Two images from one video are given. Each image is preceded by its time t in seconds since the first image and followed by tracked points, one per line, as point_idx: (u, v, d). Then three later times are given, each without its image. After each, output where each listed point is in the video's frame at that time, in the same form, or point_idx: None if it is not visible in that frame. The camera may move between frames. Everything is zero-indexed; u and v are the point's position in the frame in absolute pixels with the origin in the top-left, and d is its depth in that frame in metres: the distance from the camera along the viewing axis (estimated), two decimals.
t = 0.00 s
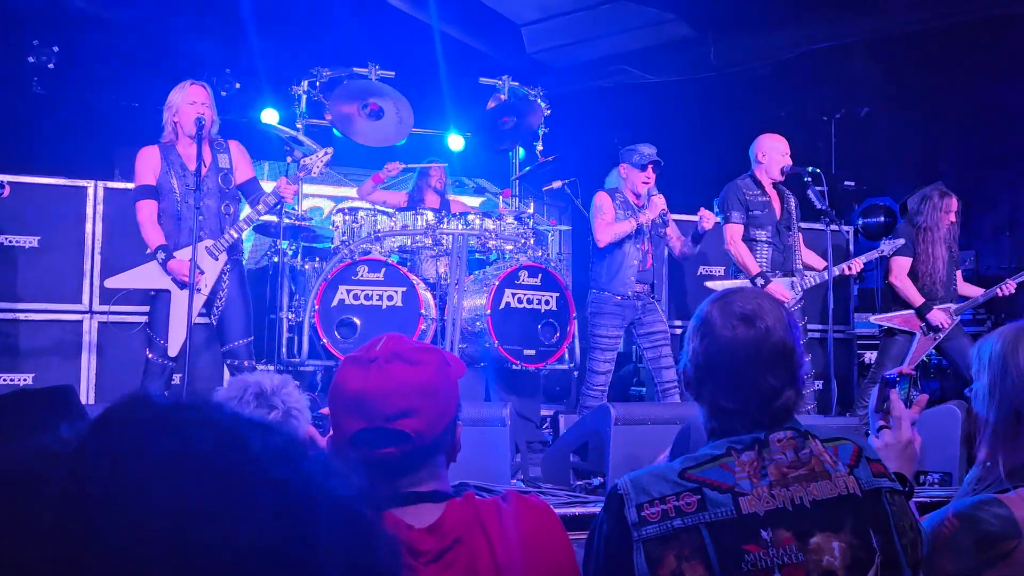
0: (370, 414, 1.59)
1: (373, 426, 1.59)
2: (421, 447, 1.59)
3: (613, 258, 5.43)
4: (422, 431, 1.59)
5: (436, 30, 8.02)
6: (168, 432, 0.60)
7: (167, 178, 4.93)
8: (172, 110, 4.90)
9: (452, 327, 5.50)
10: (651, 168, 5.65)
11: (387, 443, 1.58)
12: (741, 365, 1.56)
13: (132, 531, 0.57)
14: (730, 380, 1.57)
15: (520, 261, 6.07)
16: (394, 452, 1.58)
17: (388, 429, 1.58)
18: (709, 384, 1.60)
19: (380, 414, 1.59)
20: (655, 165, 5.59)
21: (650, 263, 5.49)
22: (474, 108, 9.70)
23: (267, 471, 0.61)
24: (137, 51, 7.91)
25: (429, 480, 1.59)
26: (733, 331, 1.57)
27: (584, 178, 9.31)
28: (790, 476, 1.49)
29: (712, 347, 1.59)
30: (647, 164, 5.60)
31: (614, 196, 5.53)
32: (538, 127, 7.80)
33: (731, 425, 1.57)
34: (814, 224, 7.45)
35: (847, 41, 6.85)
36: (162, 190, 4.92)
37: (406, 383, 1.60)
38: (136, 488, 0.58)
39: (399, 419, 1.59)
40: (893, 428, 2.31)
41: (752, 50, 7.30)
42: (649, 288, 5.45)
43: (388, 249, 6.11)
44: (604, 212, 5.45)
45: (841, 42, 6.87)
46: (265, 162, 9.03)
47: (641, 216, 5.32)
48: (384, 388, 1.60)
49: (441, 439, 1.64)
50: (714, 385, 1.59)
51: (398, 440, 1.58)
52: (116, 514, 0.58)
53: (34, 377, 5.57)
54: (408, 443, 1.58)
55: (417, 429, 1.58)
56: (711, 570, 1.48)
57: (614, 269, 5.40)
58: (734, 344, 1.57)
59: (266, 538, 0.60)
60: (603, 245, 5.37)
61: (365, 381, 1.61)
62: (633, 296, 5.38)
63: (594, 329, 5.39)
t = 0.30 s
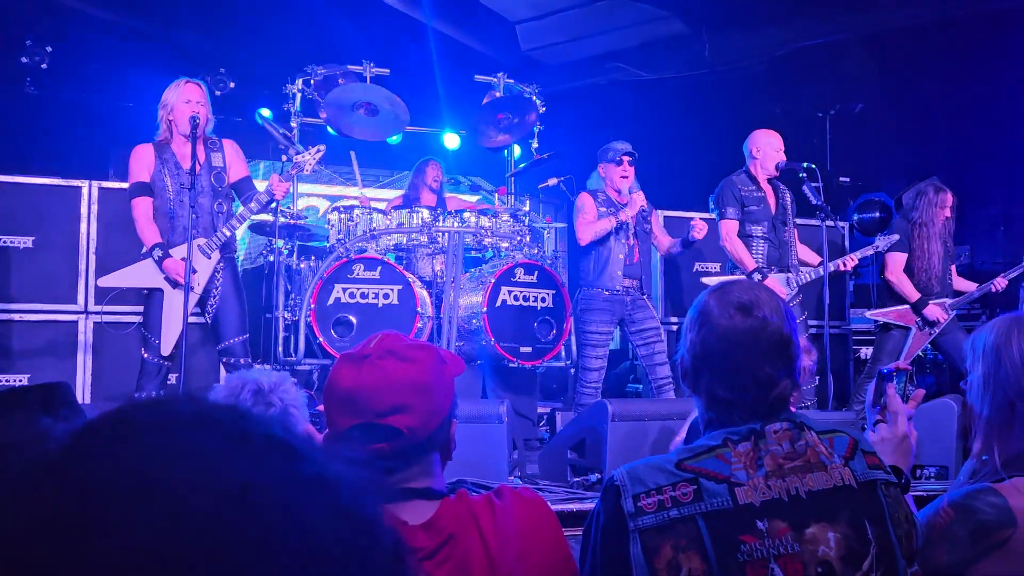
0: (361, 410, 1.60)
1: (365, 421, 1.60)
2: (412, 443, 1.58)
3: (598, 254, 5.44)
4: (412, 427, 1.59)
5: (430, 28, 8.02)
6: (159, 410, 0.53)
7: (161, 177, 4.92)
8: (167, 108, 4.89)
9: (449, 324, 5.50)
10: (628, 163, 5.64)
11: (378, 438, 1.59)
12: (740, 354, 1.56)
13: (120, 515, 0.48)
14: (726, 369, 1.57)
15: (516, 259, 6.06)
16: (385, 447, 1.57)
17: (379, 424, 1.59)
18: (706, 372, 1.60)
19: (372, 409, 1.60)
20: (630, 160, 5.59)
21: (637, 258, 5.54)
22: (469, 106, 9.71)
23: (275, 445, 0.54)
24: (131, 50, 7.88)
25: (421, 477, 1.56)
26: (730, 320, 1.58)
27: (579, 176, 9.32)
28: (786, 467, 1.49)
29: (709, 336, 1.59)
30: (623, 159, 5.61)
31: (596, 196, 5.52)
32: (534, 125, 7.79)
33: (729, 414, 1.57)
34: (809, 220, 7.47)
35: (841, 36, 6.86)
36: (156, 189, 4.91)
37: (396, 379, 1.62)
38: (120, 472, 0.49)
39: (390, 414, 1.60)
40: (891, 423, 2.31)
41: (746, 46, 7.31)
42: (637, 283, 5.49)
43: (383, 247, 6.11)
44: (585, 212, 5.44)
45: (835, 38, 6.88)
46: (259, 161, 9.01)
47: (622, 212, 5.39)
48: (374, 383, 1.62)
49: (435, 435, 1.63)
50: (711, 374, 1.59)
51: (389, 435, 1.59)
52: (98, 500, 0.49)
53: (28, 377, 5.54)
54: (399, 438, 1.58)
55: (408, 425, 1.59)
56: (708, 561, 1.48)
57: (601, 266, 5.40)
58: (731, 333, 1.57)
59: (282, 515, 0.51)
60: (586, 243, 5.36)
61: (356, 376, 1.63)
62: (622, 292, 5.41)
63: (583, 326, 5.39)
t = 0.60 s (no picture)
0: (363, 406, 1.59)
1: (366, 418, 1.59)
2: (413, 442, 1.59)
3: (592, 251, 5.46)
4: (414, 426, 1.59)
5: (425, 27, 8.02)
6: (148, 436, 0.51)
7: (155, 177, 4.92)
8: (162, 107, 4.90)
9: (444, 323, 5.49)
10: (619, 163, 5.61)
11: (379, 436, 1.58)
12: (730, 345, 1.57)
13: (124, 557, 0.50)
14: (717, 360, 1.57)
15: (511, 258, 6.07)
16: (386, 445, 1.58)
17: (381, 422, 1.59)
18: (697, 364, 1.60)
19: (374, 406, 1.59)
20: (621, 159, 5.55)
21: (632, 254, 5.54)
22: (463, 104, 9.71)
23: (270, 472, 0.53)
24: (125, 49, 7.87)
25: (420, 475, 1.60)
26: (721, 312, 1.58)
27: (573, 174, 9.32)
28: (776, 457, 1.50)
29: (700, 329, 1.59)
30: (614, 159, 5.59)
31: (587, 195, 5.55)
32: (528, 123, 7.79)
33: (720, 405, 1.57)
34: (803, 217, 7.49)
35: (835, 34, 6.89)
36: (149, 188, 4.90)
37: (400, 376, 1.61)
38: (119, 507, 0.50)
39: (393, 412, 1.59)
40: (888, 420, 2.33)
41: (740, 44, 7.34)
42: (632, 280, 5.50)
43: (378, 246, 6.11)
44: (578, 209, 5.48)
45: (830, 36, 6.90)
46: (253, 161, 9.00)
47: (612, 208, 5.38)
48: (376, 380, 1.60)
49: (434, 435, 1.64)
50: (702, 366, 1.59)
51: (391, 433, 1.59)
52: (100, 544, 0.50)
53: (22, 379, 5.53)
54: (400, 437, 1.59)
55: (410, 423, 1.59)
56: (699, 551, 1.49)
57: (596, 264, 5.41)
58: (722, 325, 1.57)
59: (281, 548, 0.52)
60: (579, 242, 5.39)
61: (358, 372, 1.61)
62: (617, 289, 5.41)
63: (580, 324, 5.37)
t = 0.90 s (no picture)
0: (363, 407, 1.58)
1: (367, 420, 1.58)
2: (414, 443, 1.59)
3: (587, 251, 5.47)
4: (416, 427, 1.58)
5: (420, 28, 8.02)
6: (130, 443, 0.51)
7: (150, 178, 4.91)
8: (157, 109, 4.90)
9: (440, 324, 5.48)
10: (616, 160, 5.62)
11: (380, 438, 1.58)
12: (727, 343, 1.56)
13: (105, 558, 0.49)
14: (713, 358, 1.57)
15: (507, 258, 6.07)
16: (388, 447, 1.57)
17: (382, 423, 1.58)
18: (693, 362, 1.60)
19: (375, 407, 1.58)
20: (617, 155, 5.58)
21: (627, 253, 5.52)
22: (458, 105, 9.71)
23: (255, 474, 0.53)
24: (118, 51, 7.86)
25: (415, 477, 1.59)
26: (717, 310, 1.58)
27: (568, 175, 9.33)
28: (770, 456, 1.50)
29: (696, 327, 1.58)
30: (610, 157, 5.61)
31: (585, 193, 5.53)
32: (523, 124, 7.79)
33: (714, 403, 1.58)
34: (798, 217, 7.50)
35: (828, 34, 6.91)
36: (143, 190, 4.89)
37: (401, 377, 1.60)
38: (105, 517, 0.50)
39: (394, 413, 1.58)
40: (883, 421, 2.32)
41: (733, 44, 7.36)
42: (627, 280, 5.49)
43: (374, 247, 6.10)
44: (572, 207, 5.44)
45: (824, 35, 6.92)
46: (248, 163, 8.99)
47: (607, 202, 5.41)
48: (377, 380, 1.59)
49: (432, 436, 1.64)
50: (698, 364, 1.59)
51: (392, 435, 1.58)
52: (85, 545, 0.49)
53: (16, 381, 5.52)
54: (402, 438, 1.58)
55: (411, 424, 1.58)
56: (692, 548, 1.48)
57: (590, 262, 5.41)
58: (719, 323, 1.57)
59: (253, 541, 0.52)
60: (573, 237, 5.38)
61: (359, 373, 1.60)
62: (610, 289, 5.40)
63: (574, 325, 5.37)
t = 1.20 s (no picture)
0: (367, 408, 1.57)
1: (369, 420, 1.57)
2: (416, 445, 1.57)
3: (581, 254, 5.46)
4: (418, 428, 1.57)
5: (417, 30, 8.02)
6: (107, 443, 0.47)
7: (149, 184, 4.89)
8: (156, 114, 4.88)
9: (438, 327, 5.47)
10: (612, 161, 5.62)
11: (382, 439, 1.56)
12: (727, 346, 1.55)
13: None
14: (715, 362, 1.56)
15: (505, 260, 6.06)
16: (389, 448, 1.55)
17: (384, 424, 1.56)
18: (694, 366, 1.59)
19: (379, 408, 1.57)
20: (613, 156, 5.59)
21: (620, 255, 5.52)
22: (456, 108, 9.71)
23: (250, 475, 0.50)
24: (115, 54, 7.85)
25: (414, 481, 1.57)
26: (717, 314, 1.56)
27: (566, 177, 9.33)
28: (772, 459, 1.50)
29: (698, 331, 1.57)
30: (607, 157, 5.62)
31: (579, 195, 5.53)
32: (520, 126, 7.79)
33: (715, 407, 1.57)
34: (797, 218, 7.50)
35: (826, 36, 6.90)
36: (142, 195, 4.88)
37: (400, 379, 1.59)
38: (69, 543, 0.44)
39: (395, 414, 1.57)
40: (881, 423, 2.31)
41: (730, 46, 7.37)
42: (621, 282, 5.47)
43: (372, 249, 6.09)
44: (568, 210, 5.47)
45: (822, 37, 6.92)
46: (246, 166, 8.98)
47: (601, 210, 5.34)
48: (378, 381, 1.58)
49: (434, 439, 1.62)
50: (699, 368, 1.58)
51: (394, 436, 1.56)
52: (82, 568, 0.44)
53: (14, 386, 5.50)
54: (404, 439, 1.56)
55: (413, 425, 1.57)
56: (696, 553, 1.48)
57: (586, 265, 5.42)
58: (719, 327, 1.56)
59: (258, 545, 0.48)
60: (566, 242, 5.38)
61: (360, 375, 1.59)
62: (605, 291, 5.40)
63: (569, 327, 5.38)
